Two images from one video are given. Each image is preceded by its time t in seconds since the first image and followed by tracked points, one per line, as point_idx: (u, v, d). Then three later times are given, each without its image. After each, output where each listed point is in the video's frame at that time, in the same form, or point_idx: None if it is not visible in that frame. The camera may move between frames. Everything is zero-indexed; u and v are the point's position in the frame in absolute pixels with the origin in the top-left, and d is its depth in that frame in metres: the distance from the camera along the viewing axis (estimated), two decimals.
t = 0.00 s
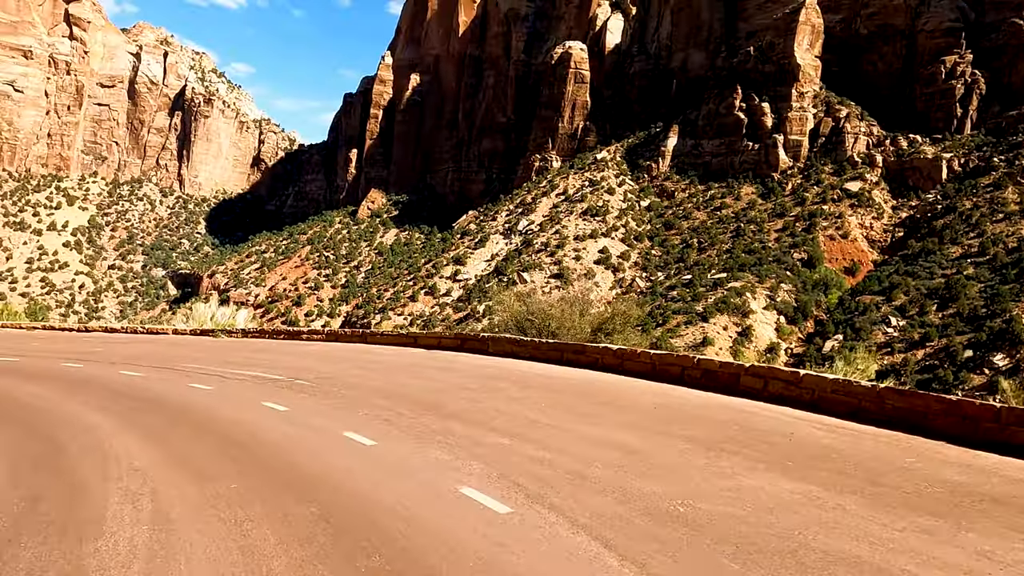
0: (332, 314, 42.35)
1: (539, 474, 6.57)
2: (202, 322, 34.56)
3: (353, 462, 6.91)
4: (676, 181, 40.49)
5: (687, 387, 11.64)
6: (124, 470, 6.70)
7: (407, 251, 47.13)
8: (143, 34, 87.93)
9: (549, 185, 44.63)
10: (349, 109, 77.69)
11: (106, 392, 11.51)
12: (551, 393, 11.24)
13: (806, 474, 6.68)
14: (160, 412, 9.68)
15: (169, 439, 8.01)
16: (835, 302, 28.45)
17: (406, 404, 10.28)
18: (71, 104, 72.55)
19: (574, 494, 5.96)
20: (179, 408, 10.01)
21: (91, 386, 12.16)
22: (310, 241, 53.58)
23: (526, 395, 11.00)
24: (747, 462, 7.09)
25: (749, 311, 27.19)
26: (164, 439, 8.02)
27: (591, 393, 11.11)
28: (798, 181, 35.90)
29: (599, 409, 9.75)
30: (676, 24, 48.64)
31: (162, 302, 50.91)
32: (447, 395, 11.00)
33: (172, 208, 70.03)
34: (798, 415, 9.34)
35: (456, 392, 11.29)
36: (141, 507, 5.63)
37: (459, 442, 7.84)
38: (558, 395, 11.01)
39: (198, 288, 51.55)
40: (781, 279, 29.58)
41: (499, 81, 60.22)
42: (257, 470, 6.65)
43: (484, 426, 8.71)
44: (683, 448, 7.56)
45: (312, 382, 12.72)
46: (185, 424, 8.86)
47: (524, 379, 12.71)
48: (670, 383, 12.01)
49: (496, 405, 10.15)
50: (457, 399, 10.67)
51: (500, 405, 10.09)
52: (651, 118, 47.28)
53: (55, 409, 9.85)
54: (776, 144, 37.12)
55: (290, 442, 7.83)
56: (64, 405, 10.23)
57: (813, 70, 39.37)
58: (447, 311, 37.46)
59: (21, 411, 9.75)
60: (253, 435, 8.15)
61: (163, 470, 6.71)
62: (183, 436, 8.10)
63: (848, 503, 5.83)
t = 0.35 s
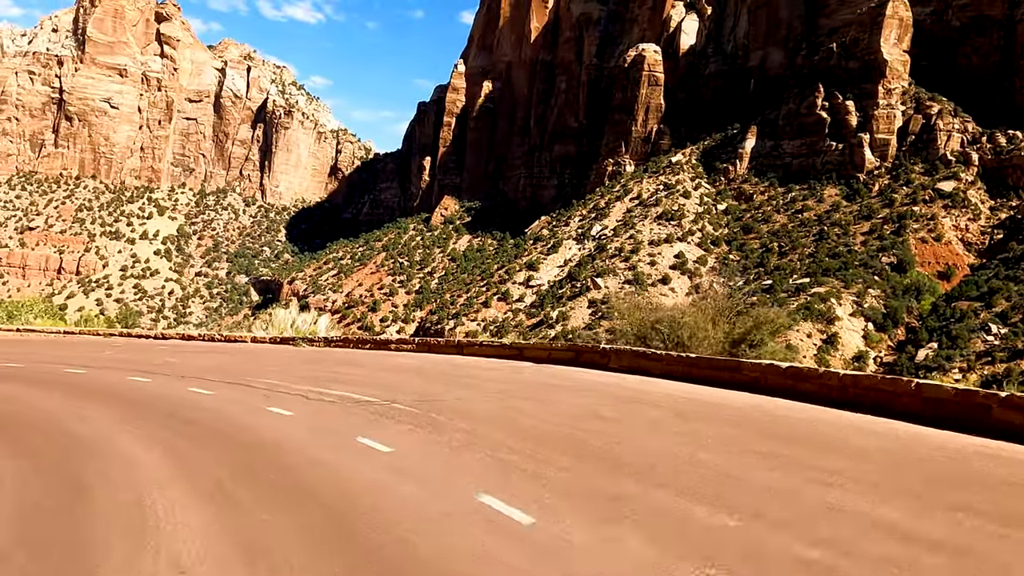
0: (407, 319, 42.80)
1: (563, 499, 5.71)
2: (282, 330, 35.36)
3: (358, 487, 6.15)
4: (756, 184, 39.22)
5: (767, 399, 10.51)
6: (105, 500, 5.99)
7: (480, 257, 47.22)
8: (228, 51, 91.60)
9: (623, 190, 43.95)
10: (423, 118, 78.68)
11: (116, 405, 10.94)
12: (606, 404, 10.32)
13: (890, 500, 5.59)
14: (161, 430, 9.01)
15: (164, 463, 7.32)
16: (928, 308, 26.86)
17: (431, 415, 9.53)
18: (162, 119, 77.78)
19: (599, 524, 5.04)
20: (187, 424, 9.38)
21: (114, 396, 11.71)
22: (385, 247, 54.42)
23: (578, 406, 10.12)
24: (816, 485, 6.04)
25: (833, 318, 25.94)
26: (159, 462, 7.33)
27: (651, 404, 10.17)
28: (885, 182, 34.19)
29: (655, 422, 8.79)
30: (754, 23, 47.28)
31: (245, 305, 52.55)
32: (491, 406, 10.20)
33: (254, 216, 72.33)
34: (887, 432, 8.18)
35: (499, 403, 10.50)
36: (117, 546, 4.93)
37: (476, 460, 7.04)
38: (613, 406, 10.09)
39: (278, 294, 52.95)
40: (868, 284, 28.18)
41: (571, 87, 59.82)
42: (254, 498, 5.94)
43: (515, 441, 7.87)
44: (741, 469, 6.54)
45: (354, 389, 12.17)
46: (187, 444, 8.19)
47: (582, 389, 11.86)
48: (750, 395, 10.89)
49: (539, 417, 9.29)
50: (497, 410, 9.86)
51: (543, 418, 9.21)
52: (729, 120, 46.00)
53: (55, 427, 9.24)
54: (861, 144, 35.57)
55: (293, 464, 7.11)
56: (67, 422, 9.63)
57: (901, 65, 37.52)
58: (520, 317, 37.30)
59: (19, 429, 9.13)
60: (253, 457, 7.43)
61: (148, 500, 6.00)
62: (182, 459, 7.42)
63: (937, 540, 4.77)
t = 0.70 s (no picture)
0: (480, 324, 42.91)
1: (589, 527, 4.69)
2: (368, 338, 35.99)
3: (361, 502, 5.21)
4: (840, 186, 37.48)
5: (849, 415, 9.27)
6: (63, 510, 5.12)
7: (553, 262, 46.93)
8: (308, 63, 94.40)
9: (699, 194, 42.81)
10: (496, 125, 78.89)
11: (126, 404, 10.24)
12: (660, 416, 9.35)
13: (989, 545, 4.47)
14: (163, 431, 8.20)
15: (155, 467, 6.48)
16: None
17: (456, 425, 8.64)
18: (246, 130, 81.19)
19: (623, 565, 4.04)
20: (192, 426, 8.58)
21: (132, 396, 11.10)
22: (458, 253, 54.74)
23: (627, 419, 9.16)
24: (905, 523, 4.88)
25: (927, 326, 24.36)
26: (148, 467, 6.47)
27: (711, 418, 9.14)
28: (984, 182, 32.06)
29: (710, 438, 7.78)
30: (838, 20, 45.49)
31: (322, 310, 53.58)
32: (530, 416, 9.36)
33: (331, 224, 73.94)
34: (989, 457, 6.95)
35: (539, 413, 9.63)
36: (55, 567, 4.02)
37: (495, 474, 6.06)
38: (666, 419, 9.09)
39: (354, 299, 53.82)
40: (966, 291, 26.44)
41: (645, 90, 58.88)
42: (243, 513, 5.03)
43: (544, 455, 6.93)
44: (806, 499, 5.45)
45: (393, 395, 11.55)
46: (186, 446, 7.34)
47: (637, 400, 10.91)
48: (829, 410, 9.70)
49: (580, 430, 8.37)
50: (535, 421, 8.96)
51: (586, 432, 8.28)
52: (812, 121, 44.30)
53: (50, 427, 8.45)
54: (956, 143, 33.64)
55: (295, 472, 6.22)
56: (66, 421, 8.86)
57: (1000, 59, 35.38)
58: (594, 323, 36.72)
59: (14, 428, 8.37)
60: (254, 463, 6.54)
61: (112, 511, 5.11)
62: (177, 463, 6.58)
63: None
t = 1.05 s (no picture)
0: (554, 330, 42.58)
1: (571, 566, 4.12)
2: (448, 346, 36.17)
3: (355, 533, 4.79)
4: (932, 186, 35.37)
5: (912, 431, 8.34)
6: (56, 551, 4.52)
7: (627, 268, 46.13)
8: (384, 73, 96.17)
9: (780, 196, 41.35)
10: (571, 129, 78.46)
11: (141, 417, 9.93)
12: (694, 433, 8.60)
13: None
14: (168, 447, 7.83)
15: (153, 489, 6.10)
16: None
17: (470, 442, 8.14)
18: (325, 139, 83.52)
19: None
20: (200, 441, 8.19)
21: (154, 408, 10.82)
22: (531, 258, 54.58)
23: (659, 436, 8.48)
24: None
25: None
26: (145, 488, 6.08)
27: (751, 436, 8.36)
28: None
29: (740, 460, 7.06)
30: (930, 12, 43.16)
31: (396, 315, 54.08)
32: (555, 433, 8.79)
33: (407, 229, 74.79)
34: None
35: (568, 429, 9.05)
36: None
37: (494, 503, 5.53)
38: (702, 437, 8.38)
39: (429, 304, 54.12)
40: None
41: (722, 91, 57.28)
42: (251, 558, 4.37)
43: (590, 482, 6.17)
44: (837, 536, 4.69)
45: (424, 406, 11.18)
46: (186, 465, 6.96)
47: (681, 413, 10.16)
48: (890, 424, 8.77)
49: (601, 449, 7.75)
50: (560, 439, 8.39)
51: (607, 450, 7.67)
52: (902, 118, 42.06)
53: (54, 443, 8.12)
54: None
55: (307, 499, 5.70)
56: (73, 437, 8.51)
57: None
58: (670, 329, 35.76)
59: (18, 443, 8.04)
60: (256, 486, 6.14)
61: (109, 552, 4.52)
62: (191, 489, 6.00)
63: None
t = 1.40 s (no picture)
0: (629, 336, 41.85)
1: None
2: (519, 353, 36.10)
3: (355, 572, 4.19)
4: None
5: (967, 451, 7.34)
6: None
7: (703, 273, 44.89)
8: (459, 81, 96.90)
9: (867, 198, 39.50)
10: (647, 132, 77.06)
11: (150, 422, 9.75)
12: (721, 450, 7.75)
13: None
14: (158, 456, 7.58)
15: (154, 502, 5.80)
16: None
17: (468, 455, 7.54)
18: (402, 147, 85.20)
19: None
20: (195, 449, 7.94)
21: (167, 411, 10.64)
22: (605, 263, 53.96)
23: (679, 453, 7.68)
24: None
25: None
26: (149, 506, 5.66)
27: (783, 455, 7.46)
28: None
29: (760, 483, 6.22)
30: None
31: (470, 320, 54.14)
32: (568, 447, 8.09)
33: (481, 234, 74.91)
34: None
35: (582, 442, 8.36)
36: None
37: (461, 528, 5.00)
38: (729, 455, 7.53)
39: (503, 309, 53.87)
40: None
41: (803, 89, 55.14)
42: None
43: (633, 508, 5.42)
44: None
45: (446, 414, 10.65)
46: (169, 476, 6.68)
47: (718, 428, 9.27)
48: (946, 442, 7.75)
49: (607, 467, 7.02)
50: (568, 453, 7.71)
51: (611, 468, 6.95)
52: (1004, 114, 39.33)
53: (47, 451, 7.93)
54: None
55: (311, 525, 5.12)
56: (71, 444, 8.32)
57: None
58: (749, 337, 34.56)
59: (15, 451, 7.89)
60: (262, 500, 5.80)
61: None
62: (192, 510, 5.53)
63: None
